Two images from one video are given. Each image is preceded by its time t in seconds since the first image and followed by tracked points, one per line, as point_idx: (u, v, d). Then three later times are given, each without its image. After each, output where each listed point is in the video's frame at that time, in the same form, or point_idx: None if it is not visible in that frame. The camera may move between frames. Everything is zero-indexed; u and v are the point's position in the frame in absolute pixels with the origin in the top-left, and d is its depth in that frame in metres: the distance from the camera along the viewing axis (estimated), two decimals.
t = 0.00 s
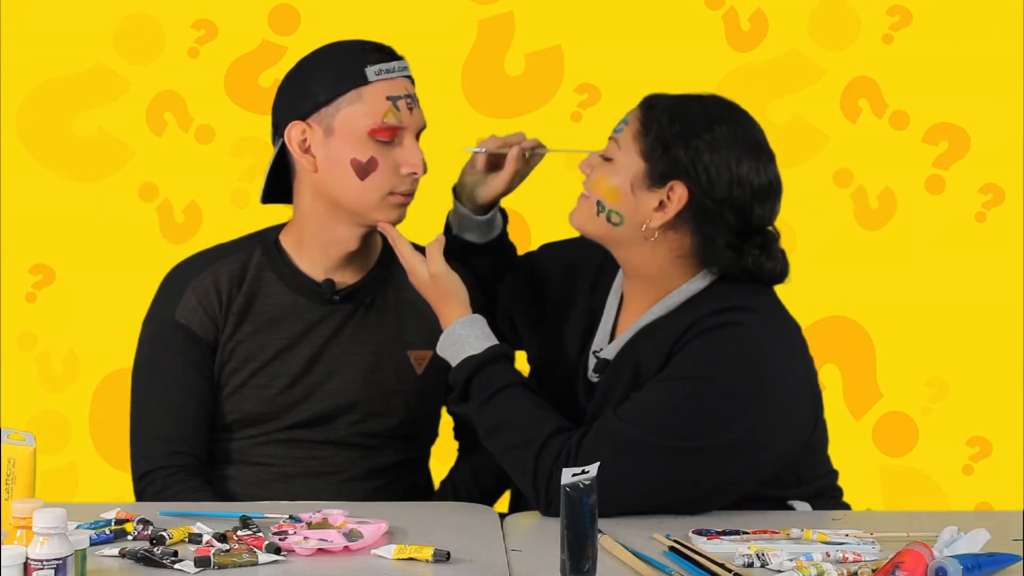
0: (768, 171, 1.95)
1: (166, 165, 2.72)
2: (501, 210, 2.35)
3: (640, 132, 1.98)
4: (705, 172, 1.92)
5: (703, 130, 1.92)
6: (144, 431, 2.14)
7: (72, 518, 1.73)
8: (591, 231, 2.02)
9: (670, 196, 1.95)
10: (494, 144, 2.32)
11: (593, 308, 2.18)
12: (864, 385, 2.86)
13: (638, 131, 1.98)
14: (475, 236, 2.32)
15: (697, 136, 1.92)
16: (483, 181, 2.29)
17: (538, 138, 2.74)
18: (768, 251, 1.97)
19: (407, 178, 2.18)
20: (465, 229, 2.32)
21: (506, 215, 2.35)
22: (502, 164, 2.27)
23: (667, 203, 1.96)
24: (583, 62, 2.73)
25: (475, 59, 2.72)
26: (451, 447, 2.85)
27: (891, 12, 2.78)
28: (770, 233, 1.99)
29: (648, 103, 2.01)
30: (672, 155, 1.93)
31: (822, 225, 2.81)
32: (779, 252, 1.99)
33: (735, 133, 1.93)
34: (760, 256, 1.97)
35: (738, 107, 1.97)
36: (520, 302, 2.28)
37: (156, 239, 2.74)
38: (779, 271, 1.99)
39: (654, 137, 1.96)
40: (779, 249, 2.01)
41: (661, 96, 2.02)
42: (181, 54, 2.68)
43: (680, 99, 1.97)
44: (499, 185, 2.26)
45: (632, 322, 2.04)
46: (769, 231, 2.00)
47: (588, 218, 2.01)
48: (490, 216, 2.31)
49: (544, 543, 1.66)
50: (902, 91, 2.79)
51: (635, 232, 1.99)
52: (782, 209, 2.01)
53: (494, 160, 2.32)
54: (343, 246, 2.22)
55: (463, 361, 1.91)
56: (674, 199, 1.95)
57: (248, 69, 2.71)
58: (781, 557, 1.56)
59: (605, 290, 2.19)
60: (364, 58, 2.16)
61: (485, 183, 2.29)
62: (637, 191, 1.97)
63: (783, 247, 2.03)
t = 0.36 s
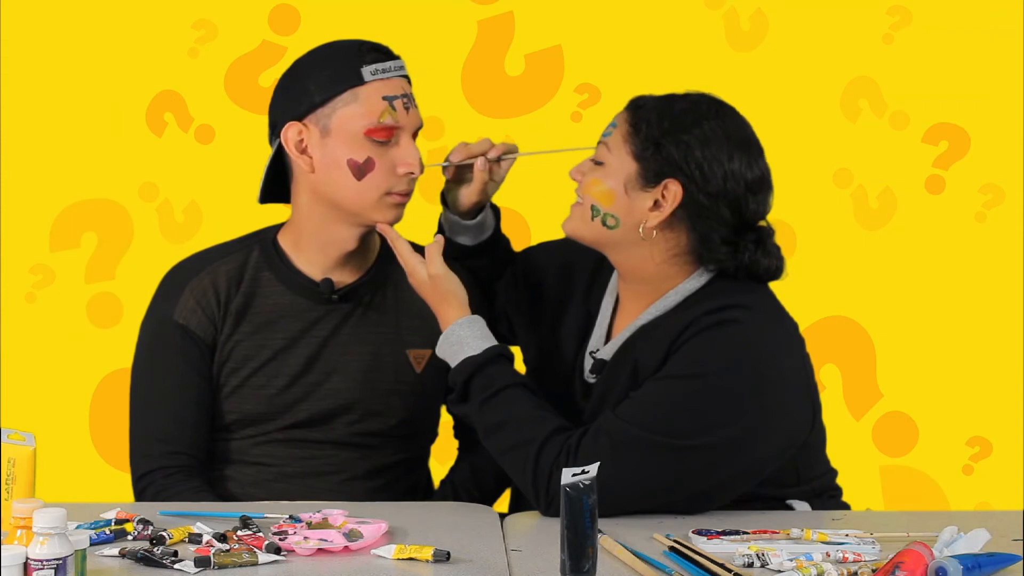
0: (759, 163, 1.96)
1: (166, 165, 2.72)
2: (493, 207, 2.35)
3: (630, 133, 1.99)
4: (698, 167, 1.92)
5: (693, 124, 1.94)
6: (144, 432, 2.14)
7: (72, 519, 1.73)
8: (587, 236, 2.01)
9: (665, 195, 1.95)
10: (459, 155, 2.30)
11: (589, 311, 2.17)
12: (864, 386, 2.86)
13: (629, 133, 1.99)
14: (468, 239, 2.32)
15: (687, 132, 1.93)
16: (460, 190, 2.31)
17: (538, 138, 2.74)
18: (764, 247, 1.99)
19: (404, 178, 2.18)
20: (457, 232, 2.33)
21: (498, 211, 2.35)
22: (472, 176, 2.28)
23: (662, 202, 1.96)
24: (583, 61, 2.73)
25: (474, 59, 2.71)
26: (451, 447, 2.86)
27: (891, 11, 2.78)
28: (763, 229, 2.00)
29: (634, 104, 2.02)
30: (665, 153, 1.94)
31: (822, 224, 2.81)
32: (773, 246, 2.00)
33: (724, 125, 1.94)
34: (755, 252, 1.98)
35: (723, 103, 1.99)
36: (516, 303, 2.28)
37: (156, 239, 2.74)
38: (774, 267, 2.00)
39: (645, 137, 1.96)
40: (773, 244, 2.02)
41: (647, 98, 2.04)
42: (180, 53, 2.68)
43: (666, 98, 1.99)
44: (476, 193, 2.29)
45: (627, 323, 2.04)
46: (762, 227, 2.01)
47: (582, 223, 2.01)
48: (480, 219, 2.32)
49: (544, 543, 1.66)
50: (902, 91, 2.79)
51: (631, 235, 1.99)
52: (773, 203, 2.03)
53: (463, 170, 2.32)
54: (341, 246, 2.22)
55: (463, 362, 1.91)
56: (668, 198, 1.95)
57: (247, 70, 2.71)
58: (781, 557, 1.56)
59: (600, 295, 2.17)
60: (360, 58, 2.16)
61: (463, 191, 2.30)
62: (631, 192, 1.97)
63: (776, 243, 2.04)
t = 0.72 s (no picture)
0: (751, 155, 1.96)
1: (165, 164, 2.72)
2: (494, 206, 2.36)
3: (620, 138, 1.98)
4: (691, 165, 1.92)
5: (681, 123, 1.93)
6: (144, 432, 2.14)
7: (72, 518, 1.73)
8: (587, 245, 2.01)
9: (663, 197, 1.95)
10: (466, 152, 2.31)
11: (588, 311, 2.16)
12: (864, 385, 2.86)
13: (619, 139, 1.99)
14: (470, 238, 2.33)
15: (676, 132, 1.93)
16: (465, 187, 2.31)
17: (538, 137, 2.74)
18: (762, 241, 1.99)
19: (402, 178, 2.18)
20: (458, 231, 2.33)
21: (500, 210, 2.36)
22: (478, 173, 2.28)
23: (661, 204, 1.95)
24: (583, 61, 2.73)
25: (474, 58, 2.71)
26: (451, 447, 2.86)
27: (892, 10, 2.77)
28: (761, 223, 2.00)
29: (620, 110, 2.02)
30: (657, 154, 1.94)
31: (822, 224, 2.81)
32: (772, 241, 2.01)
33: (712, 122, 1.94)
34: (755, 245, 1.98)
35: (709, 100, 1.99)
36: (516, 303, 2.27)
37: (156, 238, 2.74)
38: (773, 263, 2.01)
39: (635, 141, 1.96)
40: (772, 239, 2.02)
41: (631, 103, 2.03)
42: (181, 52, 2.68)
43: (651, 101, 1.99)
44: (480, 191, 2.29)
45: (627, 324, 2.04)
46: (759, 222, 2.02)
47: (581, 233, 2.00)
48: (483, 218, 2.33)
49: (544, 543, 1.66)
50: (902, 91, 2.79)
51: (631, 240, 1.98)
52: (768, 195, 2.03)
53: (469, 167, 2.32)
54: (340, 246, 2.22)
55: (462, 362, 1.91)
56: (667, 199, 1.95)
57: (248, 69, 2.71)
58: (781, 557, 1.56)
59: (599, 295, 2.17)
60: (358, 58, 2.16)
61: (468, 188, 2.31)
62: (628, 198, 1.96)
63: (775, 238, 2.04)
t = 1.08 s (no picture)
0: (740, 145, 1.97)
1: (166, 164, 2.72)
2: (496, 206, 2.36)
3: (608, 142, 1.98)
4: (682, 161, 1.93)
5: (665, 121, 1.94)
6: (144, 432, 2.14)
7: (72, 518, 1.73)
8: (588, 253, 2.00)
9: (659, 195, 1.95)
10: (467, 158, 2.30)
11: (588, 312, 2.16)
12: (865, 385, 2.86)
13: (607, 143, 1.99)
14: (470, 239, 2.33)
15: (662, 130, 1.93)
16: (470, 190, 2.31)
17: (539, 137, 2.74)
18: (759, 232, 2.00)
19: (403, 178, 2.18)
20: (459, 232, 2.34)
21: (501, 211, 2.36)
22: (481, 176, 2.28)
23: (658, 203, 1.95)
24: (583, 60, 2.73)
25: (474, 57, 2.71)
26: (451, 446, 2.86)
27: (892, 10, 2.77)
28: (755, 214, 2.01)
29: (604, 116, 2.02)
30: (647, 153, 1.94)
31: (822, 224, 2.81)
32: (768, 232, 2.02)
33: (695, 116, 1.95)
34: (752, 237, 1.99)
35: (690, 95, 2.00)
36: (516, 303, 2.27)
37: (156, 238, 2.74)
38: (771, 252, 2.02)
39: (623, 144, 1.96)
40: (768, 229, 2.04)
41: (612, 108, 2.04)
42: (181, 52, 2.69)
43: (633, 104, 1.99)
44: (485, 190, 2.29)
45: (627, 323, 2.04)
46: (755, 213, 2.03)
47: (581, 243, 1.99)
48: (484, 220, 2.33)
49: (544, 543, 1.66)
50: (903, 90, 2.79)
51: (632, 243, 1.98)
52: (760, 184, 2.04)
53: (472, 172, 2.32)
54: (340, 247, 2.22)
55: (462, 362, 1.91)
56: (663, 196, 1.95)
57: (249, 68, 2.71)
58: (781, 557, 1.56)
59: (599, 296, 2.16)
60: (359, 58, 2.16)
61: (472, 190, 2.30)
62: (624, 201, 1.96)
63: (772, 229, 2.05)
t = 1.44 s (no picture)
0: (742, 152, 1.97)
1: (166, 165, 2.72)
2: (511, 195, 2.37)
3: (611, 151, 1.97)
4: (687, 171, 1.92)
5: (667, 130, 1.93)
6: (144, 432, 2.14)
7: (72, 518, 1.73)
8: (592, 262, 2.01)
9: (663, 207, 1.95)
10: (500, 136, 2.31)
11: (590, 311, 2.16)
12: (864, 386, 2.86)
13: (609, 152, 1.98)
14: (491, 225, 2.33)
15: (665, 139, 1.93)
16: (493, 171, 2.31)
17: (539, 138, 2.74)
18: (763, 237, 1.99)
19: (404, 178, 2.18)
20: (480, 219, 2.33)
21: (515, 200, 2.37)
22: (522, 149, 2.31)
23: (662, 214, 1.95)
24: (583, 61, 2.73)
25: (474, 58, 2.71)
26: (452, 447, 2.86)
27: (891, 12, 2.78)
28: (760, 216, 1.99)
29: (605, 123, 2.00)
30: (650, 163, 1.93)
31: (822, 225, 2.80)
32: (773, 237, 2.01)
33: (698, 125, 1.94)
34: (756, 242, 1.98)
35: (690, 99, 1.98)
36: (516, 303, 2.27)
37: (156, 239, 2.74)
38: (775, 258, 2.01)
39: (626, 154, 1.96)
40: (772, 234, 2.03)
41: (612, 114, 2.03)
42: (181, 53, 2.68)
43: (633, 111, 1.98)
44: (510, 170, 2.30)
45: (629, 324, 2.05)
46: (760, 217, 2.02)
47: (586, 252, 2.01)
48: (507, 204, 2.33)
49: (544, 543, 1.66)
50: (902, 92, 2.79)
51: (637, 254, 1.99)
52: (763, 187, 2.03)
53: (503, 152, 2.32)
54: (341, 247, 2.22)
55: (462, 362, 1.91)
56: (667, 208, 1.95)
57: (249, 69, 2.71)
58: (781, 557, 1.56)
59: (601, 294, 2.17)
60: (359, 59, 2.16)
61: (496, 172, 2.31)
62: (627, 213, 1.96)
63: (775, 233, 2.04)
